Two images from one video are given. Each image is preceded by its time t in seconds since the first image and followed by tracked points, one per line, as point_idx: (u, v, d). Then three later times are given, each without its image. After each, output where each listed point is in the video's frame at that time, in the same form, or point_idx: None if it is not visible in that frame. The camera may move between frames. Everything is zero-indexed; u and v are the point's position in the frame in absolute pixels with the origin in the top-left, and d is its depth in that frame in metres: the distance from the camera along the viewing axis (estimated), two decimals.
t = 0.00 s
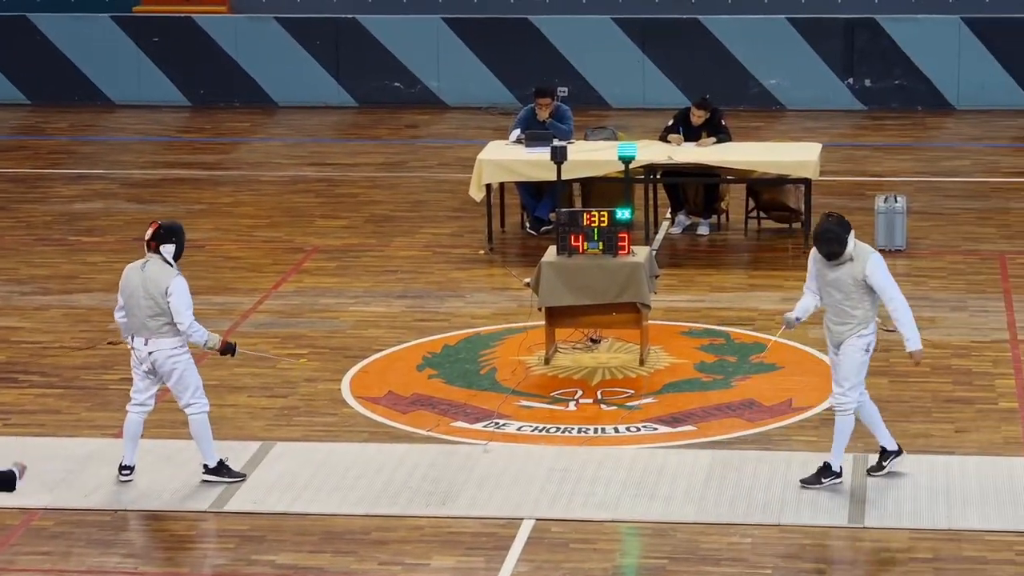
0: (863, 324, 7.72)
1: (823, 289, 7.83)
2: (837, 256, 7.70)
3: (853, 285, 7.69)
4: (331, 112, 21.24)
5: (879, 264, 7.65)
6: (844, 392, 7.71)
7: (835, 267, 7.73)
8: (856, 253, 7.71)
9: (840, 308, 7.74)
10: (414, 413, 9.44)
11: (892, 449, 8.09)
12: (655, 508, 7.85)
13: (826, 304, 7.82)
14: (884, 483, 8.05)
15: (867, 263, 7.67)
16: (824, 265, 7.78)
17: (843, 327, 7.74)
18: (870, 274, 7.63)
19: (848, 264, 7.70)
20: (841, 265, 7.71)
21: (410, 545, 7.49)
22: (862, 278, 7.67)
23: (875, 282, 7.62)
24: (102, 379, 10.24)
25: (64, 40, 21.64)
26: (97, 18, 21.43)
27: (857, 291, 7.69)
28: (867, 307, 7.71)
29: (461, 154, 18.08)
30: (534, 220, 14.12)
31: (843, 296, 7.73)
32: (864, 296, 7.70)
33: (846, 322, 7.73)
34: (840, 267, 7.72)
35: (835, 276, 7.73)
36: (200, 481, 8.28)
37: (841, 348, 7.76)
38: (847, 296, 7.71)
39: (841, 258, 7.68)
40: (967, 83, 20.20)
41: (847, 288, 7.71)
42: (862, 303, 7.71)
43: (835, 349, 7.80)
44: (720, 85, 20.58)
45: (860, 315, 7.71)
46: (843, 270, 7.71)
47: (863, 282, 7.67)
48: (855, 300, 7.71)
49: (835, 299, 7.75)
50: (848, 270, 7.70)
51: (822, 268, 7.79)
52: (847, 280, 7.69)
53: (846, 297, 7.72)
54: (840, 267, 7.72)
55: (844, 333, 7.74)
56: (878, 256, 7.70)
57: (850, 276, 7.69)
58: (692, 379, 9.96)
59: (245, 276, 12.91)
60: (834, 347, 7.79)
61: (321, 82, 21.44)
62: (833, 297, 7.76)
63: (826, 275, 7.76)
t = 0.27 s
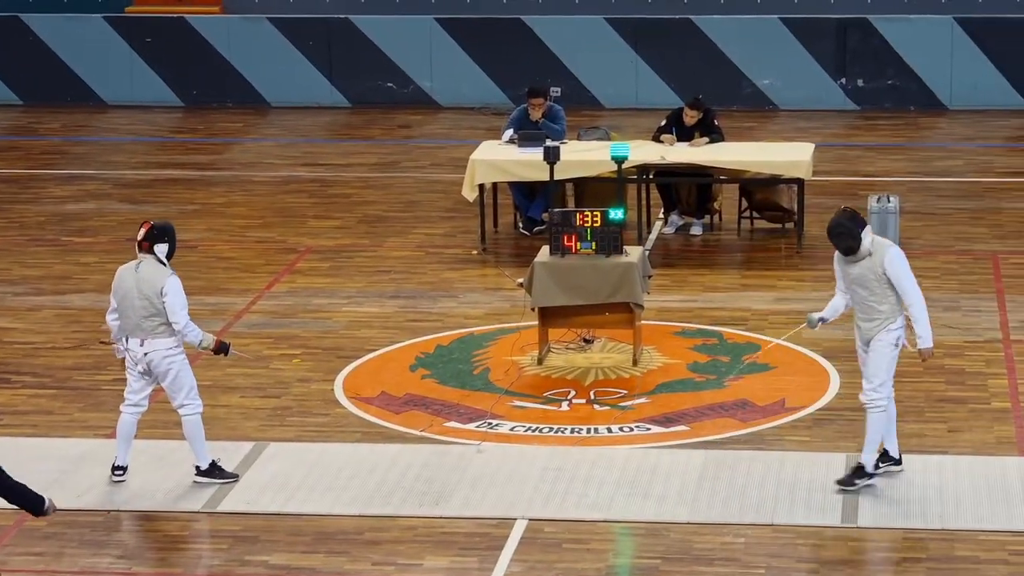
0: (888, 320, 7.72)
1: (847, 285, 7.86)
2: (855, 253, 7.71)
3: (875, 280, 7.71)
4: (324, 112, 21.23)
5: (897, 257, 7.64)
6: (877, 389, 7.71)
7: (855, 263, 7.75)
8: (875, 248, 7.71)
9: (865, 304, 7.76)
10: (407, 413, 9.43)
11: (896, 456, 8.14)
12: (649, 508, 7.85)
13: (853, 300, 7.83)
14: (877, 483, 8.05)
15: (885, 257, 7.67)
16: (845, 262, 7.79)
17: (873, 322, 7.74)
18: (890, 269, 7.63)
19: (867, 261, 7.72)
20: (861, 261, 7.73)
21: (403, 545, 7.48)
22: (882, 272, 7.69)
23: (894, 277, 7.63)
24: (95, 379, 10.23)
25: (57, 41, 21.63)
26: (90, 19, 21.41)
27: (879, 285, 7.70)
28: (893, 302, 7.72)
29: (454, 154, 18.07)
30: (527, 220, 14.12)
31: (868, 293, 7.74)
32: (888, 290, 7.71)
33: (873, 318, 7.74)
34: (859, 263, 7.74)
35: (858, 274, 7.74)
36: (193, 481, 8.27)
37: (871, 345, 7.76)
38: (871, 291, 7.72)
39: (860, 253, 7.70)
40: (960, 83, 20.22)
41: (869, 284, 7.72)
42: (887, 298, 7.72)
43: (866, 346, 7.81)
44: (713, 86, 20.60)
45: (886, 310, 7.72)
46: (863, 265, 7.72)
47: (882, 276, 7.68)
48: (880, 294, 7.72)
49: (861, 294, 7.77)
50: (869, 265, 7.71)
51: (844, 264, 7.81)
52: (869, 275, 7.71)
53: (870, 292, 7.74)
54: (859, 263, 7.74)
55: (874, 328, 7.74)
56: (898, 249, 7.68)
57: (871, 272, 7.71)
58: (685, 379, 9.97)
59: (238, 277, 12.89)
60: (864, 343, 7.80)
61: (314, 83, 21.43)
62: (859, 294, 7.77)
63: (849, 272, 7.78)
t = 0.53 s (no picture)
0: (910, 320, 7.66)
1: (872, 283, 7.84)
2: (877, 249, 7.70)
3: (895, 277, 7.68)
4: (318, 112, 21.22)
5: (917, 256, 7.59)
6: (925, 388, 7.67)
7: (878, 259, 7.73)
8: (897, 247, 7.67)
9: (889, 304, 7.72)
10: (402, 413, 9.43)
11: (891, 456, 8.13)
12: (643, 507, 7.85)
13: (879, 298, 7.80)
14: (872, 482, 8.06)
15: (904, 256, 7.63)
16: (870, 257, 7.78)
17: (895, 321, 7.69)
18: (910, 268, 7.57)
19: (888, 259, 7.69)
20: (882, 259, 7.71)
21: (397, 545, 7.48)
22: (902, 271, 7.64)
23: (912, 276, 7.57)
24: (89, 379, 10.22)
25: (51, 40, 21.62)
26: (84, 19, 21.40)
27: (900, 284, 7.67)
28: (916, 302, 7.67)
29: (448, 154, 18.07)
30: (521, 220, 14.12)
31: (891, 292, 7.71)
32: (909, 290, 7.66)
33: (896, 319, 7.69)
34: (881, 259, 7.72)
35: (881, 273, 7.72)
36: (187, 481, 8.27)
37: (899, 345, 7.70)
38: (894, 290, 7.70)
39: (882, 250, 7.68)
40: (954, 83, 20.24)
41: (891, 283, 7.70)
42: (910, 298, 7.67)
43: (892, 345, 7.73)
44: (707, 85, 20.61)
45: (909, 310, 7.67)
46: (884, 263, 7.69)
47: (903, 276, 7.65)
48: (900, 293, 7.68)
49: (884, 293, 7.74)
50: (890, 263, 7.68)
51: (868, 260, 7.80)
52: (890, 273, 7.68)
53: (893, 290, 7.70)
54: (882, 260, 7.72)
55: (896, 327, 7.68)
56: (918, 250, 7.62)
57: (893, 271, 7.68)
58: (679, 379, 9.97)
59: (232, 276, 12.88)
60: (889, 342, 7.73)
61: (308, 83, 21.43)
62: (883, 292, 7.75)
63: (873, 271, 7.76)
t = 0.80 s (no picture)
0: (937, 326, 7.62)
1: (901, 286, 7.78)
2: (906, 251, 7.64)
3: (923, 283, 7.62)
4: (314, 112, 21.21)
5: (946, 264, 7.51)
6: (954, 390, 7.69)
7: (907, 263, 7.68)
8: (927, 252, 7.60)
9: (915, 309, 7.70)
10: (397, 413, 9.42)
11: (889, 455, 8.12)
12: (639, 507, 7.85)
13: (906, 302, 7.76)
14: (867, 482, 8.06)
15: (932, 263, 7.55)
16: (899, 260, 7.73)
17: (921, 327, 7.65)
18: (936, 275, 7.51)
19: (918, 264, 7.62)
20: (912, 263, 7.65)
21: (393, 546, 7.48)
22: (930, 277, 7.57)
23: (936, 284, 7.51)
24: (84, 380, 10.21)
25: (46, 41, 21.60)
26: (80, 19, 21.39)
27: (927, 291, 7.60)
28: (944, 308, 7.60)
29: (443, 154, 18.06)
30: (517, 220, 14.12)
31: (919, 297, 7.66)
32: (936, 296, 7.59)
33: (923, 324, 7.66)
34: (910, 263, 7.66)
35: (909, 277, 7.67)
36: (183, 481, 8.26)
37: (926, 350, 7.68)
38: (922, 296, 7.64)
39: (911, 253, 7.62)
40: (949, 82, 20.25)
41: (918, 288, 7.65)
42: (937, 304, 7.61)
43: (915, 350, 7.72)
44: (702, 85, 20.62)
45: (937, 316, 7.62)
46: (913, 268, 7.64)
47: (931, 283, 7.58)
48: (926, 299, 7.62)
49: (911, 298, 7.70)
50: (919, 268, 7.62)
51: (897, 262, 7.74)
52: (918, 278, 7.62)
53: (921, 296, 7.65)
54: (911, 263, 7.66)
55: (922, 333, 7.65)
56: (947, 258, 7.53)
57: (921, 277, 7.61)
58: (675, 379, 9.97)
59: (228, 277, 12.87)
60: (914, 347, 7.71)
61: (303, 83, 21.43)
62: (912, 298, 7.70)
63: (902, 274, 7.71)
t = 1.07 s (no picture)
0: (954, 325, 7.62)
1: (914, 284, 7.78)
2: (925, 248, 7.64)
3: (942, 281, 7.63)
4: (309, 113, 21.21)
5: (968, 263, 7.54)
6: (962, 391, 7.68)
7: (924, 260, 7.68)
8: (947, 251, 7.62)
9: (931, 307, 7.68)
10: (393, 414, 9.42)
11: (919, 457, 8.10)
12: (636, 507, 7.85)
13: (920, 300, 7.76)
14: (864, 483, 8.06)
15: (953, 261, 7.57)
16: (916, 257, 7.72)
17: (936, 325, 7.66)
18: (959, 272, 7.53)
19: (938, 262, 7.62)
20: (931, 261, 7.65)
21: (389, 546, 7.48)
22: (950, 276, 7.60)
23: (961, 282, 7.52)
24: (80, 380, 10.21)
25: (42, 41, 21.60)
26: (75, 20, 21.39)
27: (946, 289, 7.62)
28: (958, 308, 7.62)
29: (439, 154, 18.06)
30: (513, 220, 14.11)
31: (934, 295, 7.66)
32: (954, 295, 7.62)
33: (938, 322, 7.66)
34: (927, 261, 7.66)
35: (928, 275, 7.67)
36: (178, 482, 8.25)
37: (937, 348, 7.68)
38: (939, 294, 7.64)
39: (930, 251, 7.63)
40: (944, 83, 20.26)
41: (936, 286, 7.65)
42: (952, 303, 7.62)
43: (927, 348, 7.73)
44: (698, 85, 20.63)
45: (950, 314, 7.63)
46: (932, 265, 7.63)
47: (950, 280, 7.60)
48: (944, 298, 7.63)
49: (926, 296, 7.69)
50: (938, 266, 7.62)
51: (913, 259, 7.74)
52: (936, 275, 7.63)
53: (938, 294, 7.65)
54: (928, 261, 7.66)
55: (937, 331, 7.66)
56: (969, 257, 7.56)
57: (941, 274, 7.62)
58: (671, 379, 9.97)
59: (223, 277, 12.87)
60: (928, 345, 7.72)
61: (299, 84, 21.44)
62: (927, 295, 7.69)
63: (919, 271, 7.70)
